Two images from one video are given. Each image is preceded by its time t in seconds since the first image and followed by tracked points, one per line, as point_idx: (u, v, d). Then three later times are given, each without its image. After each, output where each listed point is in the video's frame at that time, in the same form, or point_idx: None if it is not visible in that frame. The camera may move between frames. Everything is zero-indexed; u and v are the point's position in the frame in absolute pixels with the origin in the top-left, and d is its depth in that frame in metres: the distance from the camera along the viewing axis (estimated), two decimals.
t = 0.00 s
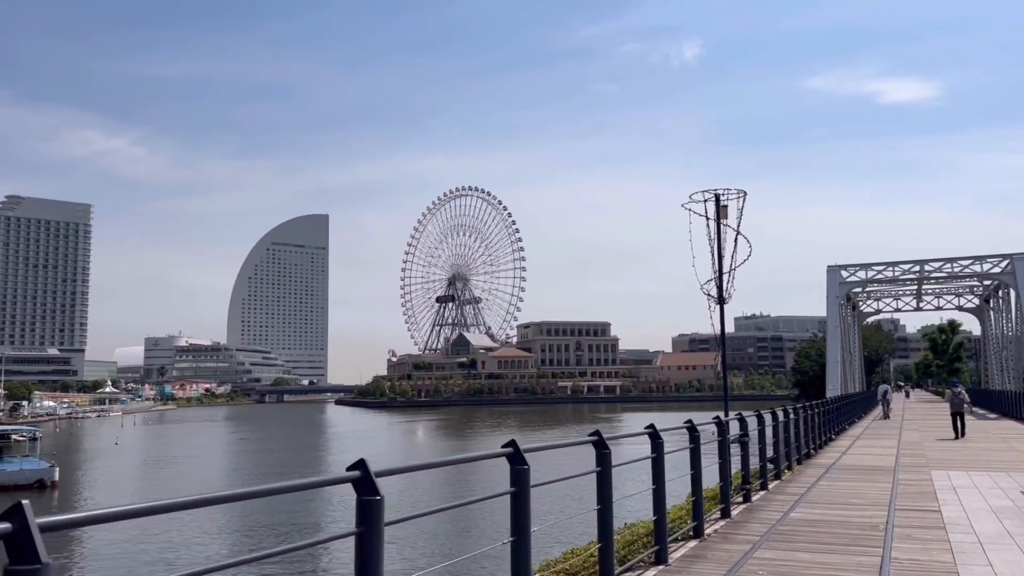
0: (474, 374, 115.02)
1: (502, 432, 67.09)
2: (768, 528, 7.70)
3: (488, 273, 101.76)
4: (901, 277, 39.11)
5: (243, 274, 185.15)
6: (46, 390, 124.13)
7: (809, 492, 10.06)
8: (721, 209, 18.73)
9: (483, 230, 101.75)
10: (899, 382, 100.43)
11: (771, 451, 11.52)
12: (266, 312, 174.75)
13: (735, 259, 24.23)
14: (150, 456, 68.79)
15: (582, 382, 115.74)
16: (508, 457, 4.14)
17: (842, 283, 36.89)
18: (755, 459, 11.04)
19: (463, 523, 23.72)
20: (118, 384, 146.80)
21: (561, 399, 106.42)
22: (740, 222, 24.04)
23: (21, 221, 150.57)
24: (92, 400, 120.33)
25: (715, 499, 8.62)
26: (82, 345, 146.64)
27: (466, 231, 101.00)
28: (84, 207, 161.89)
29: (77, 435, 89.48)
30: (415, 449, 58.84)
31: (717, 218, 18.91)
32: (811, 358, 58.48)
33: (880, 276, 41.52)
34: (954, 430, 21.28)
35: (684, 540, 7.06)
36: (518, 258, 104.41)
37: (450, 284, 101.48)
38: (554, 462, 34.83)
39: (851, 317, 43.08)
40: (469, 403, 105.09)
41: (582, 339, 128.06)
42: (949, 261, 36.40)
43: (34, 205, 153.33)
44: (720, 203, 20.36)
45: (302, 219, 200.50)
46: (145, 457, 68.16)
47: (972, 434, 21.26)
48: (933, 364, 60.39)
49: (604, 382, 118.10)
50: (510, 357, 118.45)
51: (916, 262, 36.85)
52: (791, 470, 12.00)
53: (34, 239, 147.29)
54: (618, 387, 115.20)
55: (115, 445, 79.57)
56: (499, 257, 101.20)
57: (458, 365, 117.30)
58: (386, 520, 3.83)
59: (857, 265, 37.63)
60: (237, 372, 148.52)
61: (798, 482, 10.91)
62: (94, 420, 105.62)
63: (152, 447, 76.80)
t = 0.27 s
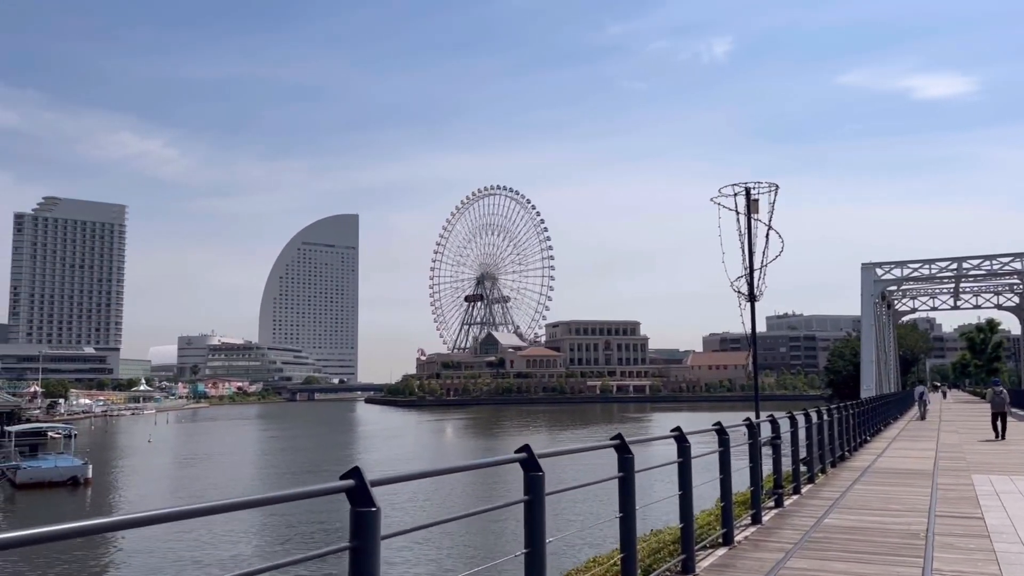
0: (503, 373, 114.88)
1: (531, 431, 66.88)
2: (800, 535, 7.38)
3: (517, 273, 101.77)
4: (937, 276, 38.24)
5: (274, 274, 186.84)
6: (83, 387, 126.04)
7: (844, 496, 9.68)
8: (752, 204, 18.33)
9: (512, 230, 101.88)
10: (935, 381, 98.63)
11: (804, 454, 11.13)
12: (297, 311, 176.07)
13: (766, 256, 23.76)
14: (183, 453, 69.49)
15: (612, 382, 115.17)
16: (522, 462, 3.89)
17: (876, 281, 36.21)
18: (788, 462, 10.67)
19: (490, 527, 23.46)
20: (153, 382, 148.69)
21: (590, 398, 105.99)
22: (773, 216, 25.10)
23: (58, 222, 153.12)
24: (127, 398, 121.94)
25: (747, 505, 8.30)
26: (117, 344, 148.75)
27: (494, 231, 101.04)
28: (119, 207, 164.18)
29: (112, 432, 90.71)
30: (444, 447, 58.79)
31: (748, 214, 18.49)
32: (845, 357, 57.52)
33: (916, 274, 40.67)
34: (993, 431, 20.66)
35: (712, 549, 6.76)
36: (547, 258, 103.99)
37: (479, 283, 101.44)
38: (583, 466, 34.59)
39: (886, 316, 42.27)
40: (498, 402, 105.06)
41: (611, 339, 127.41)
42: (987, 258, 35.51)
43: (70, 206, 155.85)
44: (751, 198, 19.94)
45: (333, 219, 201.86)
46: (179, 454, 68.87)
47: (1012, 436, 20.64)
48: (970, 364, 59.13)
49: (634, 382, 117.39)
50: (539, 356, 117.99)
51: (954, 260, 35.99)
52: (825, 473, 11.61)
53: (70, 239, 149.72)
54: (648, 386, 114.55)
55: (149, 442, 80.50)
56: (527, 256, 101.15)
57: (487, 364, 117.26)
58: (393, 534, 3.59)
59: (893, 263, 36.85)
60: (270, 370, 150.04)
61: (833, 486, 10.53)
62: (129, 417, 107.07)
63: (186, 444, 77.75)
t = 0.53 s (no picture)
0: (532, 372, 114.64)
1: (561, 431, 66.65)
2: (836, 540, 7.07)
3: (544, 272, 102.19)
4: (976, 273, 37.35)
5: (306, 273, 188.35)
6: (119, 385, 127.99)
7: (882, 500, 9.33)
8: (784, 196, 17.85)
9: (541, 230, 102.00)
10: (974, 381, 96.67)
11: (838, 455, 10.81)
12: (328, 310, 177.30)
13: (797, 252, 23.30)
14: (218, 450, 70.32)
15: (642, 381, 114.48)
16: (539, 463, 3.67)
17: (913, 279, 35.41)
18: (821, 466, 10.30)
19: (518, 528, 23.24)
20: (187, 380, 150.51)
21: (621, 398, 105.45)
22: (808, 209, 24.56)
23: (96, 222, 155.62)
24: (162, 396, 123.58)
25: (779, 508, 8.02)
26: (152, 342, 150.70)
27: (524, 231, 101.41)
28: (154, 208, 166.50)
29: (148, 429, 92.03)
30: (473, 446, 58.74)
31: (780, 206, 18.04)
32: (880, 357, 56.55)
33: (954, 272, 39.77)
34: None
35: (743, 553, 6.51)
36: (576, 258, 104.48)
37: (508, 282, 101.52)
38: (612, 467, 34.33)
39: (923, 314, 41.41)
40: (528, 400, 104.93)
41: (641, 338, 126.58)
42: None
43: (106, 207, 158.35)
44: (783, 192, 19.47)
45: (364, 218, 202.93)
46: (213, 451, 69.65)
47: None
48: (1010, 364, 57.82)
49: (665, 381, 116.63)
50: (569, 355, 117.48)
51: (993, 257, 35.10)
52: (859, 475, 11.27)
53: (107, 239, 152.12)
54: (679, 386, 113.75)
55: (184, 439, 81.51)
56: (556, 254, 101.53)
57: (516, 362, 117.14)
58: (402, 538, 3.40)
59: (931, 260, 36.00)
60: (302, 369, 151.26)
61: (869, 490, 10.17)
62: (165, 415, 108.52)
63: (220, 441, 78.49)
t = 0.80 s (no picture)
0: (562, 372, 114.14)
1: (591, 430, 66.20)
2: (874, 548, 6.78)
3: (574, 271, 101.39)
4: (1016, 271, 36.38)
5: (337, 273, 189.40)
6: (155, 384, 129.57)
7: (922, 505, 8.96)
8: (818, 190, 17.42)
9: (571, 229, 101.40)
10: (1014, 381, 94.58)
11: (873, 457, 10.45)
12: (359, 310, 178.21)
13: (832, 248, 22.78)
14: (250, 448, 70.79)
15: (673, 381, 113.54)
16: (554, 467, 3.48)
17: (951, 276, 34.57)
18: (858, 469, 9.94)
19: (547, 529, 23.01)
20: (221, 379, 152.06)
21: (652, 398, 104.66)
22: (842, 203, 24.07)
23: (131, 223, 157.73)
24: (196, 395, 124.90)
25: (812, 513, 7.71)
26: (187, 342, 152.46)
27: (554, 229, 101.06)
28: (189, 208, 168.32)
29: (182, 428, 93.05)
30: (502, 445, 58.51)
31: (814, 201, 17.60)
32: (917, 356, 55.44)
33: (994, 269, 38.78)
34: None
35: (776, 561, 6.23)
36: (606, 257, 103.74)
37: (538, 281, 101.07)
38: (641, 471, 33.98)
39: (961, 313, 40.44)
40: (558, 400, 104.53)
41: (672, 337, 125.53)
42: None
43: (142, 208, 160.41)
44: (817, 185, 19.00)
45: (394, 218, 203.83)
46: (245, 449, 70.13)
47: None
48: None
49: (696, 381, 115.62)
50: (599, 355, 116.80)
51: None
52: (897, 479, 10.88)
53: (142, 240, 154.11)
54: (711, 386, 112.69)
55: (216, 437, 82.20)
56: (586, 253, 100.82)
57: (546, 362, 116.74)
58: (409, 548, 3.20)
59: (970, 257, 35.12)
60: (334, 368, 152.14)
61: (908, 494, 9.80)
62: (199, 413, 109.58)
63: (252, 440, 78.97)
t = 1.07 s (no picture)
0: (591, 372, 113.61)
1: (621, 431, 65.74)
2: (914, 556, 6.47)
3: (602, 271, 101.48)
4: None
5: (367, 274, 190.43)
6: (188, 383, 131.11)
7: (961, 510, 8.61)
8: (852, 183, 17.00)
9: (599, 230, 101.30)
10: None
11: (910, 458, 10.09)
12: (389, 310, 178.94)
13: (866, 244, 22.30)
14: (283, 448, 71.32)
15: (704, 381, 112.58)
16: (569, 476, 3.30)
17: (989, 274, 33.77)
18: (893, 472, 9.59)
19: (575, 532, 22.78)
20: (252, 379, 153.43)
21: (682, 398, 103.87)
22: (876, 199, 23.51)
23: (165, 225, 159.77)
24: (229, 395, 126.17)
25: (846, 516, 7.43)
26: (220, 342, 154.10)
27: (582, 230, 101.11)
28: (222, 211, 170.13)
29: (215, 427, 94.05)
30: (531, 446, 58.29)
31: (847, 195, 17.20)
32: (953, 356, 54.39)
33: None
34: None
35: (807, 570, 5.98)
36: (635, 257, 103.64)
37: (566, 281, 100.97)
38: (673, 475, 33.68)
39: (999, 312, 39.50)
40: (587, 400, 104.11)
41: (702, 337, 124.43)
42: None
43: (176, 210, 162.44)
44: (851, 179, 18.55)
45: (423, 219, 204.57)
46: (278, 449, 70.68)
47: None
48: None
49: (727, 381, 114.61)
50: (628, 355, 116.05)
51: None
52: (935, 482, 10.50)
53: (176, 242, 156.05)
54: (742, 386, 111.63)
55: (248, 437, 82.96)
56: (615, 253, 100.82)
57: (575, 362, 116.28)
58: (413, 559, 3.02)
59: (1008, 254, 34.31)
60: (364, 368, 152.88)
61: (947, 498, 9.44)
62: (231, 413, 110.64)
63: (283, 439, 79.53)
